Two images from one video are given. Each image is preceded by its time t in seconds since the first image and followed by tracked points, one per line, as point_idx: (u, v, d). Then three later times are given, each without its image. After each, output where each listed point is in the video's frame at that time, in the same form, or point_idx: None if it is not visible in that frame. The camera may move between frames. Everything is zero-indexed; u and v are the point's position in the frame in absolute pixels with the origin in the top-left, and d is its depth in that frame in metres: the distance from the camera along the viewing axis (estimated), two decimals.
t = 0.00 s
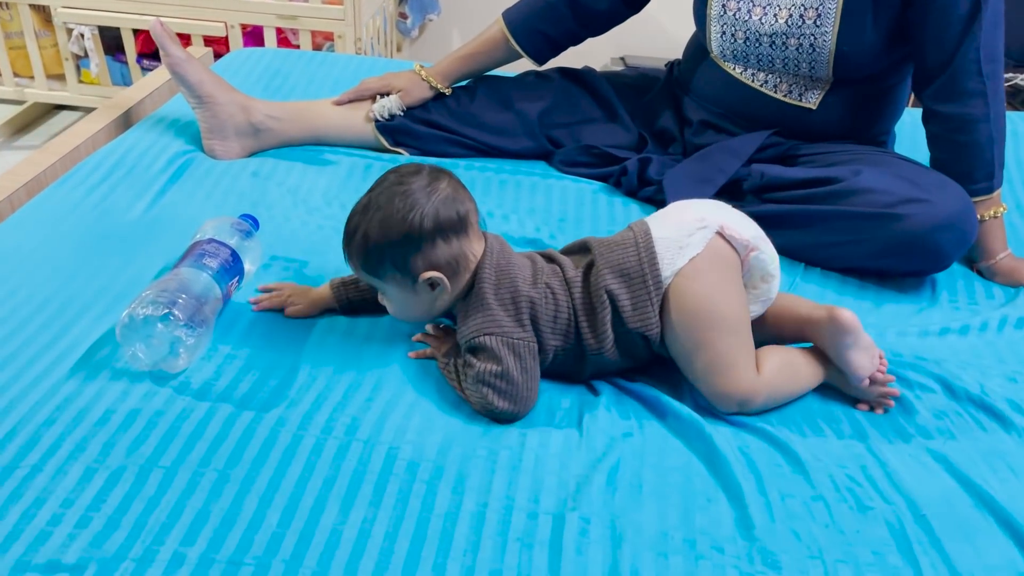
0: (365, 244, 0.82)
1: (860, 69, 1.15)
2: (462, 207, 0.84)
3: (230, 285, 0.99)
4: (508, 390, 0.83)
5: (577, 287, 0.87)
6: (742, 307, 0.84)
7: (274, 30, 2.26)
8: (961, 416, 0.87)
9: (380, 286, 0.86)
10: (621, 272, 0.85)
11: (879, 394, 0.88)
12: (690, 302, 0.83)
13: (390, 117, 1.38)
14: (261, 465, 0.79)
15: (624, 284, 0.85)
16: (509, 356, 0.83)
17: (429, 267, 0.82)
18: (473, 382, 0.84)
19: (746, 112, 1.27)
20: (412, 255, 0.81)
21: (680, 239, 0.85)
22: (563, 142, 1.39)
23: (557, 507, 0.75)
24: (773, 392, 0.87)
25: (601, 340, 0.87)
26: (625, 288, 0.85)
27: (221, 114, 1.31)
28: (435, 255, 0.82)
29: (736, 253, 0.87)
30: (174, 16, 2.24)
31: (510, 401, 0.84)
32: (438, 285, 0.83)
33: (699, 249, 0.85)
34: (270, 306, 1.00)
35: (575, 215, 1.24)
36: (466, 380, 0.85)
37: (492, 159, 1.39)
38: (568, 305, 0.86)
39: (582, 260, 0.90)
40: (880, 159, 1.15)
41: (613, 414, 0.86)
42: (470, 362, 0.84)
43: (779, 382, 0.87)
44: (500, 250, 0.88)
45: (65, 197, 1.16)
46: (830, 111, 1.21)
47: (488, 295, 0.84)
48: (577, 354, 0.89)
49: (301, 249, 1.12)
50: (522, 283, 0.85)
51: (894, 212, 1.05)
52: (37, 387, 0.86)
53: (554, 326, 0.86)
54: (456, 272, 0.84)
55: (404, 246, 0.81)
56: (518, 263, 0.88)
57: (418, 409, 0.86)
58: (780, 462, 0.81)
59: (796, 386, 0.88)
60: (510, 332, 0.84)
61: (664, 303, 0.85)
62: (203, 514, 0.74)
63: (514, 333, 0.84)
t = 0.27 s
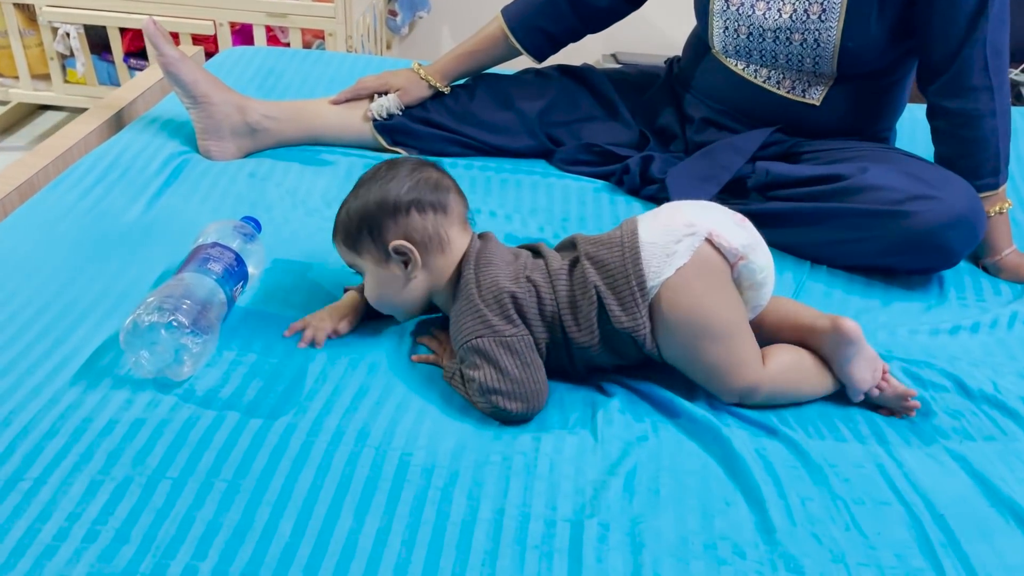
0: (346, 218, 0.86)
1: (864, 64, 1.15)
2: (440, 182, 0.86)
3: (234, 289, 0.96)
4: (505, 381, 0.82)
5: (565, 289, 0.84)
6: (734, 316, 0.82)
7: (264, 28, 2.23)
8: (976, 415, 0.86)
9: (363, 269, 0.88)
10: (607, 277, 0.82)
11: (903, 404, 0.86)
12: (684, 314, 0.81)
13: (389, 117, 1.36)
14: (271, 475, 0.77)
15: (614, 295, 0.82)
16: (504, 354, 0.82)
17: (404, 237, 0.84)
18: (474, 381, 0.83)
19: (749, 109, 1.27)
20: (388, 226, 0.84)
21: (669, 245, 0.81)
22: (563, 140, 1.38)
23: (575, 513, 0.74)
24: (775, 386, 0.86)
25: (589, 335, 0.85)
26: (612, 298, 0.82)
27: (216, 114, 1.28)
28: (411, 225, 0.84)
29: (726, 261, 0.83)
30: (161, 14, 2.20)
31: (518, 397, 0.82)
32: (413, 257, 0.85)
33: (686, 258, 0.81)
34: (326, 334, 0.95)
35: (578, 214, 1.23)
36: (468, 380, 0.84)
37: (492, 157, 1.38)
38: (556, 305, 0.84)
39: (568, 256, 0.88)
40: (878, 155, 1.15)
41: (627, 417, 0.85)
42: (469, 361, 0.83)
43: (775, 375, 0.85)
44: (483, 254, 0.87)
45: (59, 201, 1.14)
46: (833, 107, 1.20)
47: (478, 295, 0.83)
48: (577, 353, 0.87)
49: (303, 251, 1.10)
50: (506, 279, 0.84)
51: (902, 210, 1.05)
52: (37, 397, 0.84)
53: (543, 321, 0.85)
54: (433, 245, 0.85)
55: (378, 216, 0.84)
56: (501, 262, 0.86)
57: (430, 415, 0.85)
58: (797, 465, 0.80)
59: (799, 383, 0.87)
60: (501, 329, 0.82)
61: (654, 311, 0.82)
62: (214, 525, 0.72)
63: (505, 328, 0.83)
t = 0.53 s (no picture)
0: (355, 217, 0.84)
1: (869, 63, 1.14)
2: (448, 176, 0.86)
3: (243, 294, 0.95)
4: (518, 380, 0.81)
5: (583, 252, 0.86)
6: (748, 261, 0.85)
7: (257, 28, 2.21)
8: (990, 415, 0.86)
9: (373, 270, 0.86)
10: (627, 232, 0.84)
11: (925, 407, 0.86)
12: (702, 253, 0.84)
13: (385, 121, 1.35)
14: (284, 484, 0.76)
15: (635, 248, 0.83)
16: (522, 350, 0.81)
17: (417, 232, 0.83)
18: (490, 378, 0.81)
19: (753, 109, 1.26)
20: (400, 224, 0.82)
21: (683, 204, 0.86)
22: (566, 140, 1.36)
23: (593, 520, 0.73)
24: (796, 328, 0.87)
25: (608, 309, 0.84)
26: (634, 250, 0.83)
27: (215, 116, 1.27)
28: (424, 220, 0.83)
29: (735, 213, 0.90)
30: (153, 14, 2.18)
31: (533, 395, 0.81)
32: (427, 254, 0.83)
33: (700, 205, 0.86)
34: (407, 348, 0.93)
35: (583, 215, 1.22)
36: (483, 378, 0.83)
37: (494, 158, 1.36)
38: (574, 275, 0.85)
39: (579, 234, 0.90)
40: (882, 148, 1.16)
41: (642, 420, 0.85)
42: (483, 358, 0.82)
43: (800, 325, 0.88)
44: (494, 242, 0.87)
45: (57, 205, 1.12)
46: (839, 106, 1.20)
47: (498, 289, 0.83)
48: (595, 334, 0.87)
49: (307, 254, 1.09)
50: (520, 265, 0.85)
51: (912, 210, 1.05)
52: (42, 406, 0.82)
53: (559, 305, 0.84)
54: (444, 241, 0.84)
55: (390, 214, 0.82)
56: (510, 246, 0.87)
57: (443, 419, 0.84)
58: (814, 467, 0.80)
59: (818, 346, 0.88)
60: (521, 323, 0.82)
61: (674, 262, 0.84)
62: (228, 536, 0.71)
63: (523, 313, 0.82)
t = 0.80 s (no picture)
0: (386, 191, 0.88)
1: (873, 68, 1.14)
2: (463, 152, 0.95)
3: (257, 299, 0.94)
4: (558, 303, 0.83)
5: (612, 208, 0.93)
6: (762, 223, 0.92)
7: (253, 27, 2.20)
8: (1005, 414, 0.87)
9: (407, 241, 0.88)
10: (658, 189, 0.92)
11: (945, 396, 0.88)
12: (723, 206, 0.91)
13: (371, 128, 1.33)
14: (301, 489, 0.75)
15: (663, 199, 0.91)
16: (563, 281, 0.84)
17: (451, 192, 0.88)
18: (533, 307, 0.84)
19: (758, 113, 1.26)
20: (431, 184, 0.88)
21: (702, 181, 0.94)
22: (571, 140, 1.36)
23: (614, 524, 0.73)
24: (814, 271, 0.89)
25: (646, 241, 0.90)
26: (662, 200, 0.91)
27: (217, 117, 1.26)
28: (454, 181, 0.89)
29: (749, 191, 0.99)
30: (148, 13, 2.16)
31: (575, 324, 0.84)
32: (462, 207, 0.88)
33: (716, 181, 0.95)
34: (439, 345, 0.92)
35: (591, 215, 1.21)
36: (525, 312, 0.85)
37: (498, 158, 1.36)
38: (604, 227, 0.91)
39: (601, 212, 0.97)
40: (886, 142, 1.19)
41: (659, 421, 0.85)
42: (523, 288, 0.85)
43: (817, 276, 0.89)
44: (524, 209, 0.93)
45: (62, 207, 1.11)
46: (843, 110, 1.20)
47: (537, 228, 0.88)
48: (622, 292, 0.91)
49: (316, 256, 1.08)
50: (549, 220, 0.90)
51: (919, 209, 1.05)
52: (54, 412, 0.81)
53: (589, 253, 0.89)
54: (474, 199, 0.90)
55: (421, 177, 0.88)
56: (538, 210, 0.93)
57: (459, 419, 0.84)
58: (832, 466, 0.80)
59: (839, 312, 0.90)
60: (562, 257, 0.86)
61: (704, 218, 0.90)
62: (247, 543, 0.70)
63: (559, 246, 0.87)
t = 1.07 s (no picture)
0: (395, 172, 1.01)
1: (869, 76, 1.12)
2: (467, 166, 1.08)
3: (267, 305, 0.94)
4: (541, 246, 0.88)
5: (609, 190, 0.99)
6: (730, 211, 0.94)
7: (252, 28, 2.19)
8: (1012, 417, 0.88)
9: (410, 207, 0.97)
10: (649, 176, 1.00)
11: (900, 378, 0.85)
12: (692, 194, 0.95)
13: (367, 130, 1.33)
14: (312, 495, 0.75)
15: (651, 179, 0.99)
16: (544, 210, 0.91)
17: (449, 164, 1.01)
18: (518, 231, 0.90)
19: (755, 120, 1.24)
20: (433, 159, 1.01)
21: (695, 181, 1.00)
22: (574, 142, 1.36)
23: (627, 529, 0.73)
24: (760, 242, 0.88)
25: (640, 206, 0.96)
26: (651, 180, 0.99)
27: (219, 119, 1.25)
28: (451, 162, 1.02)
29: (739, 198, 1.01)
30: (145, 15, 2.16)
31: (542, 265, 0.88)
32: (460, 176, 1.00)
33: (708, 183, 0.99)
34: (410, 338, 0.90)
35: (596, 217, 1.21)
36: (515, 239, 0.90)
37: (500, 159, 1.36)
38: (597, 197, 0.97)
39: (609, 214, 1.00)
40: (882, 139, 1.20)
41: (668, 425, 0.85)
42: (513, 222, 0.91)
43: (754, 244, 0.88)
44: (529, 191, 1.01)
45: (65, 211, 1.10)
46: (842, 116, 1.18)
47: (526, 184, 0.95)
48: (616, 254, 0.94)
49: (320, 259, 1.08)
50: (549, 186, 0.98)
51: (923, 214, 1.04)
52: (60, 418, 0.81)
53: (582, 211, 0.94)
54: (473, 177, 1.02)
55: (425, 156, 1.02)
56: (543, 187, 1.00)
57: (469, 423, 0.84)
58: (842, 470, 0.81)
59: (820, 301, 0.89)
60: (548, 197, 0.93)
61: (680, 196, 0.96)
62: (258, 550, 0.70)
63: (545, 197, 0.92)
